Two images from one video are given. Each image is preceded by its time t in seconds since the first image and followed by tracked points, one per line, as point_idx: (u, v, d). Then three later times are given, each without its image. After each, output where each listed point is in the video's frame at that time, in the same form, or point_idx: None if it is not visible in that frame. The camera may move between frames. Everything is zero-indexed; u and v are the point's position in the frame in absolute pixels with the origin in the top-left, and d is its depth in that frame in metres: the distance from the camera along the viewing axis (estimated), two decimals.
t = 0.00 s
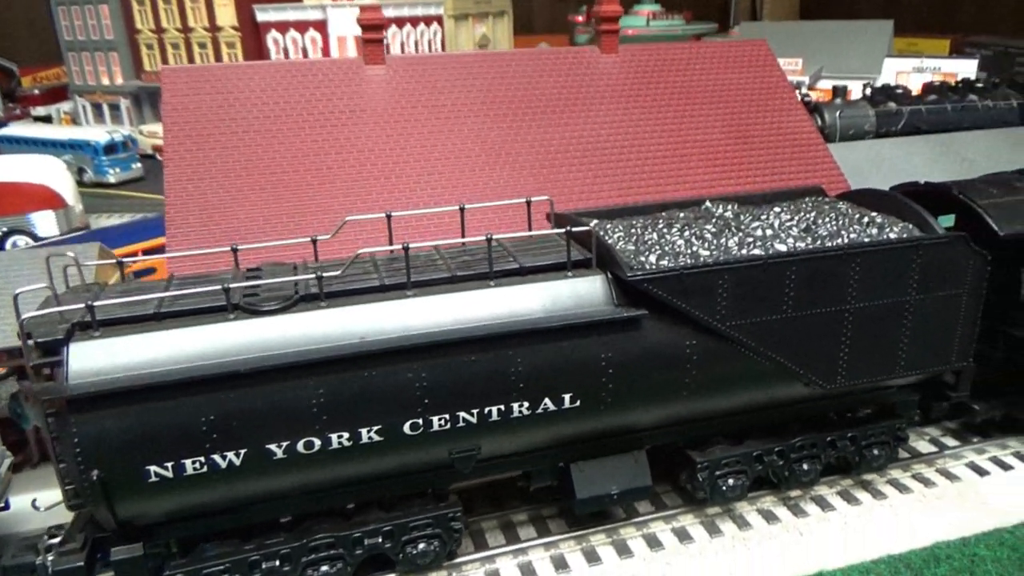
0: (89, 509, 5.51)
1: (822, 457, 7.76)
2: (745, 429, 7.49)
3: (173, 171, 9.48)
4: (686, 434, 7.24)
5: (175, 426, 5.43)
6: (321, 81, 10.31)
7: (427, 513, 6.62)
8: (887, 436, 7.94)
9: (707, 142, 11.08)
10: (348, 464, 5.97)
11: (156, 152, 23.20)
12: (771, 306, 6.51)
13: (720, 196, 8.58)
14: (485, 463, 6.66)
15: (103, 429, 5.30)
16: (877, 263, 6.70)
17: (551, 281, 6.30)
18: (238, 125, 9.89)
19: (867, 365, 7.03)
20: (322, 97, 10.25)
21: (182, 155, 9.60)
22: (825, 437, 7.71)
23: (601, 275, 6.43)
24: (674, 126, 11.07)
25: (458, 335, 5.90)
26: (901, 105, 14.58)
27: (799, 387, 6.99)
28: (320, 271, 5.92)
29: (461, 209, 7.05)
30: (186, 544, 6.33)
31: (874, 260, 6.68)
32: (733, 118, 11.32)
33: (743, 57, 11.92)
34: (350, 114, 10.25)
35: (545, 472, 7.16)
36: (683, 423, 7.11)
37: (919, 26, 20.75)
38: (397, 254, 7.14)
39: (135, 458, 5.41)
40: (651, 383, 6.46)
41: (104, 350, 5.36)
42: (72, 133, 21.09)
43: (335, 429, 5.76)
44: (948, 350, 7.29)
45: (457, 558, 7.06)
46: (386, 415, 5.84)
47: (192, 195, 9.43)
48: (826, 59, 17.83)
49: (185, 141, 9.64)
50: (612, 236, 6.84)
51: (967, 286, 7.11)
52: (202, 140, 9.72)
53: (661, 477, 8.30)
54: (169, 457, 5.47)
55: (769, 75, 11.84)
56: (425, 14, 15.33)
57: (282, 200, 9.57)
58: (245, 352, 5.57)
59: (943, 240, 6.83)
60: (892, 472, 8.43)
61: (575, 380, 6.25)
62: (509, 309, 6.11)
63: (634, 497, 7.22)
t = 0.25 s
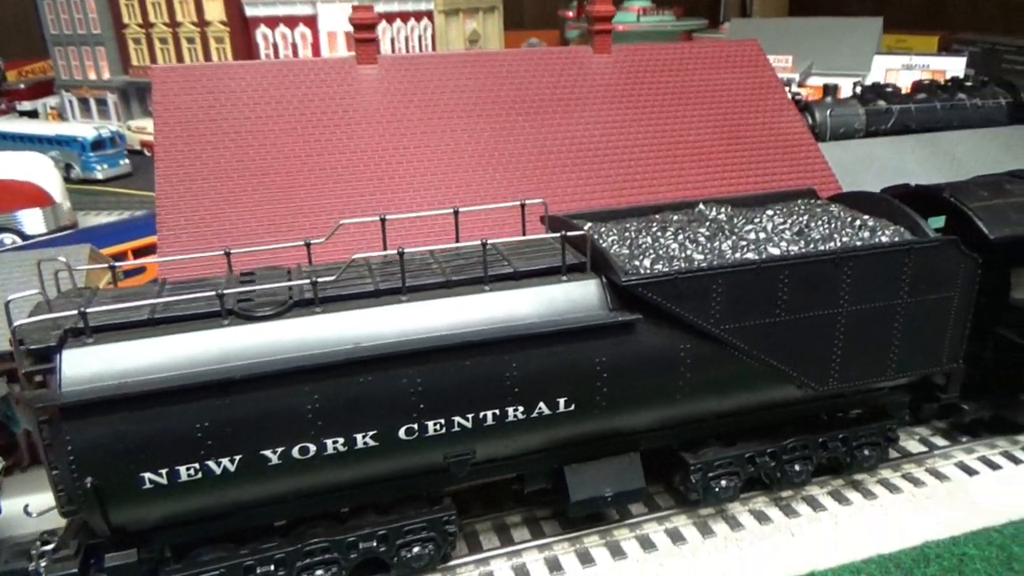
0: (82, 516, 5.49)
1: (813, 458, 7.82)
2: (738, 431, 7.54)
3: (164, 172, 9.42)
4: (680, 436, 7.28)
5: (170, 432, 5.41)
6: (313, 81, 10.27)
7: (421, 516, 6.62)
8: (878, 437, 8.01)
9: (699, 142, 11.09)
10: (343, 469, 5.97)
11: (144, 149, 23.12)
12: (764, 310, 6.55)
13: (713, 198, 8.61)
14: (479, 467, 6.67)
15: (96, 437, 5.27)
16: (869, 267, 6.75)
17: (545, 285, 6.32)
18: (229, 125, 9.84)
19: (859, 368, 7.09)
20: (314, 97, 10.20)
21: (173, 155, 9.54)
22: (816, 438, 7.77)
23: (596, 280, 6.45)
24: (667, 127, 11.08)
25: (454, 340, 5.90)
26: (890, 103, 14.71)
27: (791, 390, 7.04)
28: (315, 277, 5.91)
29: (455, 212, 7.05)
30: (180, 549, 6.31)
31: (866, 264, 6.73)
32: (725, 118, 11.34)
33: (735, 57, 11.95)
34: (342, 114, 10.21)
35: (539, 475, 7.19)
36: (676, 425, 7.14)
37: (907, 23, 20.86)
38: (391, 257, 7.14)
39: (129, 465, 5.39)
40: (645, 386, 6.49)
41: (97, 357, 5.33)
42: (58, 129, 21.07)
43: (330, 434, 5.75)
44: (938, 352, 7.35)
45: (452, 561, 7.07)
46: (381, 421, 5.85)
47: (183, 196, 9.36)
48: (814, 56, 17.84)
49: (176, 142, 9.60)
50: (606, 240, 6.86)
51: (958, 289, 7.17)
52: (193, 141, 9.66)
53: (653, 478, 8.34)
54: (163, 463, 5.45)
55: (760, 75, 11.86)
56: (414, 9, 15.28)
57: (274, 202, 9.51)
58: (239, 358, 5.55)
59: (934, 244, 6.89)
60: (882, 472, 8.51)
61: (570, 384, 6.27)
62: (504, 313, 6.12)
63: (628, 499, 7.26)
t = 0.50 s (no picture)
0: (76, 522, 5.53)
1: (799, 458, 7.96)
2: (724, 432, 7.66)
3: (154, 173, 9.41)
4: (668, 437, 7.39)
5: (163, 438, 5.45)
6: (303, 81, 10.28)
7: (413, 517, 6.70)
8: (862, 437, 8.15)
9: (688, 143, 11.15)
10: (335, 473, 6.03)
11: (130, 143, 23.17)
12: (751, 314, 6.66)
13: (701, 201, 8.70)
14: (470, 469, 6.75)
15: (90, 443, 5.30)
16: (853, 271, 6.86)
17: (535, 290, 6.39)
18: (219, 126, 9.85)
19: (843, 370, 7.21)
20: (304, 98, 10.21)
21: (164, 156, 9.53)
22: (802, 438, 7.91)
23: (586, 285, 6.53)
24: (655, 128, 11.14)
25: (445, 345, 5.97)
26: (877, 103, 15.04)
27: (777, 391, 7.16)
28: (308, 282, 5.97)
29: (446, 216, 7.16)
30: (173, 552, 6.36)
31: (851, 268, 6.84)
32: (713, 120, 11.42)
33: (722, 58, 12.05)
34: (332, 114, 10.22)
35: (529, 476, 7.27)
36: (664, 427, 7.25)
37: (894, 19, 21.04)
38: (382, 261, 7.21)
39: (123, 471, 5.43)
40: (634, 389, 6.59)
41: (90, 365, 5.36)
42: (44, 124, 21.11)
43: (323, 439, 5.81)
44: (921, 354, 7.49)
45: (443, 561, 7.15)
46: (374, 425, 5.91)
47: (174, 197, 9.34)
48: (803, 53, 18.06)
49: (165, 143, 9.59)
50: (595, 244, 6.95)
51: (940, 293, 7.31)
52: (183, 142, 9.66)
53: (642, 477, 8.46)
54: (157, 469, 5.50)
55: (747, 76, 11.95)
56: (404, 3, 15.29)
57: (265, 203, 9.50)
58: (232, 365, 5.60)
59: (917, 249, 7.01)
60: (866, 471, 8.66)
61: (559, 388, 6.35)
62: (494, 319, 6.19)
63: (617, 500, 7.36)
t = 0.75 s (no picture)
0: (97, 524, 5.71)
1: (794, 457, 8.19)
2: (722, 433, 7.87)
3: (161, 177, 9.54)
4: (667, 438, 7.61)
5: (182, 443, 5.64)
6: (306, 85, 10.41)
7: (420, 517, 6.90)
8: (855, 436, 8.39)
9: (686, 146, 11.34)
10: (346, 475, 6.23)
11: (124, 137, 23.21)
12: (748, 320, 6.87)
13: (699, 206, 8.90)
14: (476, 470, 6.95)
15: (111, 448, 5.48)
16: (848, 278, 7.08)
17: (540, 297, 6.59)
18: (225, 129, 9.98)
19: (838, 373, 7.43)
20: (308, 101, 10.35)
21: (171, 160, 9.66)
22: (797, 438, 8.14)
23: (589, 291, 6.72)
24: (654, 131, 11.31)
25: (453, 352, 6.16)
26: (870, 102, 15.34)
27: (773, 394, 7.37)
28: (320, 290, 6.15)
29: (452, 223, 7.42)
30: (188, 551, 6.54)
31: (845, 275, 7.06)
32: (710, 123, 11.60)
33: (719, 61, 12.22)
34: (336, 118, 10.36)
35: (533, 476, 7.48)
36: (664, 428, 7.46)
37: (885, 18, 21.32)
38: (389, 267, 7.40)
39: (142, 475, 5.60)
40: (635, 392, 6.80)
41: (110, 373, 5.53)
42: (39, 120, 21.18)
43: (335, 443, 6.01)
44: (913, 357, 7.72)
45: (449, 559, 7.36)
46: (384, 429, 6.11)
47: (181, 200, 9.47)
48: (797, 50, 18.04)
49: (171, 148, 9.71)
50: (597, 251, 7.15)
51: (932, 298, 7.53)
52: (189, 146, 9.78)
53: (641, 476, 8.68)
54: (175, 472, 5.68)
55: (743, 79, 12.13)
56: None
57: (271, 207, 9.65)
58: (248, 372, 5.78)
59: (910, 256, 7.23)
60: (859, 469, 8.91)
61: (563, 392, 6.56)
62: (500, 325, 6.38)
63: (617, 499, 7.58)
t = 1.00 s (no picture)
0: (111, 524, 5.87)
1: (789, 455, 8.38)
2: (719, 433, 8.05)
3: (165, 178, 9.65)
4: (666, 438, 7.78)
5: (194, 446, 5.79)
6: (308, 86, 10.48)
7: (425, 516, 7.07)
8: (848, 435, 8.58)
9: (683, 147, 11.48)
10: (354, 475, 6.39)
11: (120, 130, 23.26)
12: (745, 324, 7.04)
13: (697, 209, 9.05)
14: (479, 469, 7.12)
15: (125, 451, 5.62)
16: (842, 282, 7.24)
17: (542, 301, 6.74)
18: (228, 130, 10.08)
19: (832, 374, 7.61)
20: (311, 102, 10.43)
21: (175, 161, 9.77)
22: (792, 437, 8.32)
23: (590, 296, 6.87)
24: (652, 132, 11.45)
25: (458, 356, 6.31)
26: (866, 100, 15.48)
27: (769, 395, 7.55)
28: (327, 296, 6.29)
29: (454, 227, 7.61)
30: (198, 549, 6.70)
31: (840, 280, 7.22)
32: (708, 123, 11.73)
33: (717, 61, 12.32)
34: (338, 119, 10.46)
35: (534, 475, 7.65)
36: (663, 429, 7.63)
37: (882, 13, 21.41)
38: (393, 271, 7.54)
39: (155, 477, 5.76)
40: (635, 394, 6.96)
41: (124, 378, 5.66)
42: (37, 113, 21.18)
43: (343, 444, 6.17)
44: (905, 359, 7.90)
45: (453, 556, 7.53)
46: (391, 431, 6.27)
47: (185, 201, 9.59)
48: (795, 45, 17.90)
49: (175, 149, 9.81)
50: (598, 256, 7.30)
51: (924, 301, 7.70)
52: (194, 148, 9.87)
53: (639, 474, 8.86)
54: (187, 474, 5.83)
55: (741, 79, 12.25)
56: None
57: (275, 208, 9.76)
58: (258, 376, 5.93)
59: (903, 261, 7.40)
60: (853, 467, 9.10)
61: (565, 395, 6.72)
62: (504, 329, 6.53)
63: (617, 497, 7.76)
